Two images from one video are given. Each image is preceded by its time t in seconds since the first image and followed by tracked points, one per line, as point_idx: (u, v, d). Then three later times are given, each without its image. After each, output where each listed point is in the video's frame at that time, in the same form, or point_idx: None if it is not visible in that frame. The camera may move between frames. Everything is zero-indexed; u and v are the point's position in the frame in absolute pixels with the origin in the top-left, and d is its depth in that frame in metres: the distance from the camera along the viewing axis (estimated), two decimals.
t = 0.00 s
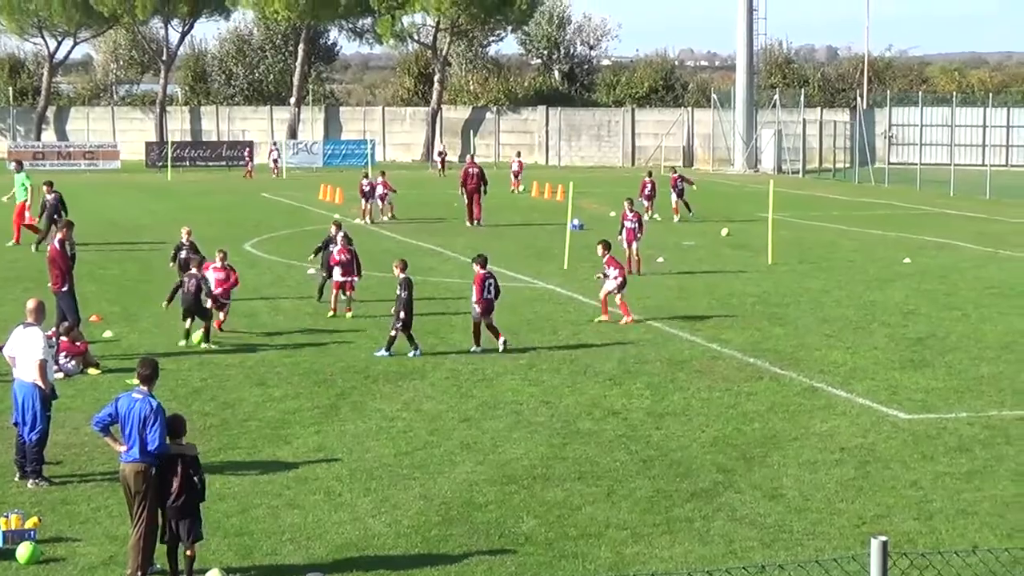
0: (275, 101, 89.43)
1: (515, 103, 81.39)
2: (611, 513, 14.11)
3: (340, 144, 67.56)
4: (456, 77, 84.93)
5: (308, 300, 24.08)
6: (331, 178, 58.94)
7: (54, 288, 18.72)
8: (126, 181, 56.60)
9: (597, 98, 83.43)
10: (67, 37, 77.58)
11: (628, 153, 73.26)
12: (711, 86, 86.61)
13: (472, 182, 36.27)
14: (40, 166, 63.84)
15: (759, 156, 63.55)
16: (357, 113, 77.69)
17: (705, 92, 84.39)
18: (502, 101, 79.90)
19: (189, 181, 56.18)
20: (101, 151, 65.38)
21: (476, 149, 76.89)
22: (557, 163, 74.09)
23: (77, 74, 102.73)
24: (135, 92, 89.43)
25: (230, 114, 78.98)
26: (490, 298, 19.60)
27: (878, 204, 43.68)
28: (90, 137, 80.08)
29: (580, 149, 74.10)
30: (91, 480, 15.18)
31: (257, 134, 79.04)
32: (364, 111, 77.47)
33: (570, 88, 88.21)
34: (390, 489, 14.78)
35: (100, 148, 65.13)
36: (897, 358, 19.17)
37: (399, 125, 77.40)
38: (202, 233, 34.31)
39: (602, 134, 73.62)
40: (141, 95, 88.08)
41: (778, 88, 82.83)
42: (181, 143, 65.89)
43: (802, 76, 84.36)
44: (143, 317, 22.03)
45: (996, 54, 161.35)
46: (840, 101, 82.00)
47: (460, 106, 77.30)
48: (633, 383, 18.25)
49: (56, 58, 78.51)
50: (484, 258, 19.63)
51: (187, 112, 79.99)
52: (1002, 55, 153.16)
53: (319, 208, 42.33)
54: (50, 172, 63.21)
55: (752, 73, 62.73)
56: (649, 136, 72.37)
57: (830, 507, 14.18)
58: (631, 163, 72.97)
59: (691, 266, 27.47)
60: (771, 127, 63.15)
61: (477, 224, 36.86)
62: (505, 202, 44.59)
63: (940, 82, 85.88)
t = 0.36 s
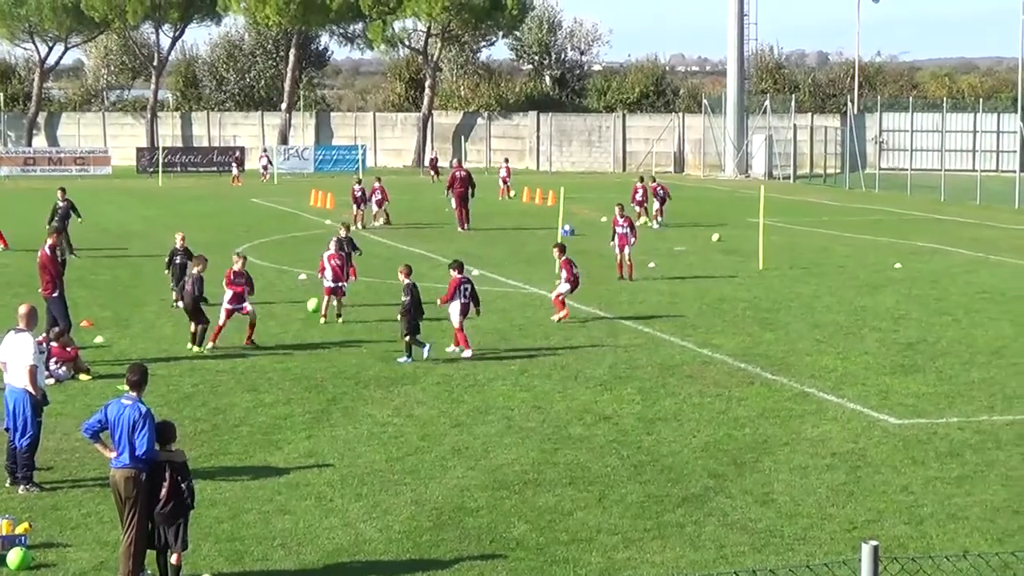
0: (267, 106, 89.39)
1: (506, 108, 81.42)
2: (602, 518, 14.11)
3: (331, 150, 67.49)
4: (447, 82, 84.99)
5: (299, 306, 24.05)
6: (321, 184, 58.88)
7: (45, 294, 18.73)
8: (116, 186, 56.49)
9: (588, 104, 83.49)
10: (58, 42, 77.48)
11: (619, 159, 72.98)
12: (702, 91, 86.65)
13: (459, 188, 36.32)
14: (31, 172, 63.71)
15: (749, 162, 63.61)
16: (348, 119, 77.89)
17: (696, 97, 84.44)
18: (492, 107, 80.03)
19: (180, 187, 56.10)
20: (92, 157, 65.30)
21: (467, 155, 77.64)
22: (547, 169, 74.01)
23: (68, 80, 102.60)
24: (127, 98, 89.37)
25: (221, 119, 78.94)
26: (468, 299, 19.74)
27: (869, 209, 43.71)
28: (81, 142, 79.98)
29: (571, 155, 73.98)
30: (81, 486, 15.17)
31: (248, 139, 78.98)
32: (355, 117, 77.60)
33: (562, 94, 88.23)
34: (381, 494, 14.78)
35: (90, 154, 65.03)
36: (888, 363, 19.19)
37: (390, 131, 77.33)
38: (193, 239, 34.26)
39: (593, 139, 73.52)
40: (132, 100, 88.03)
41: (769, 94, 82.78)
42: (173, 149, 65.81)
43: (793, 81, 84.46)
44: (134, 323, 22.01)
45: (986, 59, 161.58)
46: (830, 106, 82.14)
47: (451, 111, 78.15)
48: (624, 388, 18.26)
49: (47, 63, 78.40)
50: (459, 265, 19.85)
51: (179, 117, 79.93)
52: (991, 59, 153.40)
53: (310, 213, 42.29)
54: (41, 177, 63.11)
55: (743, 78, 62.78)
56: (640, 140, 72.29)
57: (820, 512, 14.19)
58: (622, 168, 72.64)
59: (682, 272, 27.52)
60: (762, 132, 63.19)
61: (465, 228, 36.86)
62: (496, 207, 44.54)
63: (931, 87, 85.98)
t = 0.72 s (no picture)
0: (253, 110, 89.43)
1: (493, 113, 81.52)
2: (590, 522, 14.09)
3: (318, 154, 67.46)
4: (434, 87, 85.13)
5: (286, 310, 24.03)
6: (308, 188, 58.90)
7: (30, 298, 18.71)
8: (102, 190, 56.43)
9: (575, 108, 83.64)
10: (44, 46, 77.39)
11: (606, 163, 73.16)
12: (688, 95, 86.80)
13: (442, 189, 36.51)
14: (17, 176, 63.62)
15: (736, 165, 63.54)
16: (335, 123, 77.79)
17: (683, 101, 84.57)
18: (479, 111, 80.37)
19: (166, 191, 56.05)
20: (78, 161, 65.19)
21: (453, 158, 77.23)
22: (535, 172, 74.13)
23: (54, 83, 102.50)
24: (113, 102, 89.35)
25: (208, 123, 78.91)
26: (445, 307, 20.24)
27: (855, 213, 43.82)
28: (68, 146, 79.94)
29: (558, 159, 74.09)
30: (68, 491, 15.13)
31: (235, 143, 78.96)
32: (342, 121, 77.54)
33: (549, 97, 88.33)
34: (368, 499, 14.76)
35: (76, 158, 64.94)
36: (875, 367, 19.23)
37: (377, 135, 77.34)
38: (179, 243, 34.23)
39: (579, 143, 73.67)
40: (119, 104, 88.04)
41: (755, 97, 83.23)
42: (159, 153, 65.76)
43: (779, 84, 84.66)
44: (120, 327, 21.97)
45: (972, 62, 162.00)
46: (816, 109, 82.37)
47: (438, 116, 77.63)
48: (612, 392, 18.26)
49: (33, 68, 78.18)
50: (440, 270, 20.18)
51: (165, 121, 79.87)
52: (976, 61, 153.46)
53: (297, 217, 42.28)
54: (27, 182, 63.04)
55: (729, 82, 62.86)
56: (628, 144, 72.34)
57: (807, 515, 14.20)
58: (609, 172, 72.83)
59: (669, 275, 27.55)
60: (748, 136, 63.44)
61: (446, 232, 37.10)
62: (482, 211, 44.56)
63: (917, 91, 86.27)
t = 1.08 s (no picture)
0: (235, 111, 89.43)
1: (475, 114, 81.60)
2: (573, 523, 14.11)
3: (300, 156, 67.37)
4: (415, 89, 85.22)
5: (268, 312, 24.01)
6: (290, 190, 58.89)
7: (12, 301, 18.71)
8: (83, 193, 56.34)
9: (557, 109, 83.83)
10: (26, 48, 77.34)
11: (588, 164, 73.28)
12: (670, 96, 86.93)
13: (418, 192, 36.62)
14: None
15: (718, 167, 63.56)
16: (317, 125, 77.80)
17: (664, 102, 84.66)
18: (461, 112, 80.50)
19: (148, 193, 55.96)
20: (59, 163, 65.06)
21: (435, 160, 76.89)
22: (517, 174, 74.08)
23: (36, 85, 102.37)
24: (94, 104, 89.27)
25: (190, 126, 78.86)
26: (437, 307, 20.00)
27: (836, 214, 43.88)
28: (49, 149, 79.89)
29: (540, 160, 74.11)
30: (50, 494, 15.10)
31: (216, 146, 79.00)
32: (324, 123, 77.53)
33: (530, 99, 88.42)
34: (351, 500, 14.75)
35: (58, 160, 64.82)
36: (856, 367, 19.28)
37: (359, 136, 77.35)
38: (160, 246, 34.17)
39: (561, 144, 73.69)
40: (100, 107, 88.01)
41: (737, 98, 83.41)
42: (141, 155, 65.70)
43: (760, 85, 84.86)
44: (102, 330, 21.95)
45: (953, 65, 162.80)
46: (797, 110, 82.57)
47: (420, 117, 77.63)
48: (594, 393, 18.27)
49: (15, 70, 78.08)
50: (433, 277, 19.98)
51: (147, 124, 79.84)
52: (955, 61, 154.12)
53: (279, 219, 42.25)
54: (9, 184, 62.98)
55: (711, 83, 62.92)
56: (609, 146, 72.51)
57: (789, 515, 14.23)
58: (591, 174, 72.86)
59: (650, 276, 27.58)
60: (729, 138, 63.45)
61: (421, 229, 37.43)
62: (464, 213, 44.58)
63: (898, 93, 86.51)
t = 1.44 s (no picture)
0: (208, 112, 89.27)
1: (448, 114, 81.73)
2: (548, 524, 14.10)
3: (272, 156, 67.47)
4: (388, 90, 85.36)
5: (242, 313, 23.97)
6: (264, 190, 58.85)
7: None
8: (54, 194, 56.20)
9: (531, 109, 84.18)
10: None
11: (562, 164, 73.23)
12: (644, 96, 87.11)
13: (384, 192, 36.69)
14: None
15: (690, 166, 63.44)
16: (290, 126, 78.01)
17: (638, 102, 84.75)
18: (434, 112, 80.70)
19: (120, 194, 55.88)
20: (32, 164, 64.88)
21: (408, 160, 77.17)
22: (490, 174, 74.17)
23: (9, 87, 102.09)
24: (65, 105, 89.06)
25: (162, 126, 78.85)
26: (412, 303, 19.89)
27: (809, 213, 44.03)
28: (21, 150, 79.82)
29: (513, 160, 74.08)
30: (23, 496, 15.04)
31: (188, 147, 79.11)
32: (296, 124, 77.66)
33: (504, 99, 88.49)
34: (325, 501, 14.73)
35: (31, 161, 64.63)
36: (829, 366, 19.33)
37: (333, 136, 77.42)
38: (131, 247, 34.09)
39: (535, 145, 73.72)
40: (72, 108, 87.89)
41: (710, 98, 83.62)
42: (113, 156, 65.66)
43: (733, 86, 85.12)
44: (75, 331, 21.89)
45: (923, 66, 163.74)
46: (770, 110, 82.83)
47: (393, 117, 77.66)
48: (567, 394, 18.29)
49: None
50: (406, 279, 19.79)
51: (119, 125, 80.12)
52: (926, 62, 155.02)
53: (251, 220, 42.20)
54: None
55: (684, 83, 63.04)
56: (583, 146, 72.42)
57: (762, 515, 14.25)
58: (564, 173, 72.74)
59: (623, 276, 27.62)
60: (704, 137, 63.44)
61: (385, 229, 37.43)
62: (435, 213, 44.61)
63: (870, 93, 86.88)
